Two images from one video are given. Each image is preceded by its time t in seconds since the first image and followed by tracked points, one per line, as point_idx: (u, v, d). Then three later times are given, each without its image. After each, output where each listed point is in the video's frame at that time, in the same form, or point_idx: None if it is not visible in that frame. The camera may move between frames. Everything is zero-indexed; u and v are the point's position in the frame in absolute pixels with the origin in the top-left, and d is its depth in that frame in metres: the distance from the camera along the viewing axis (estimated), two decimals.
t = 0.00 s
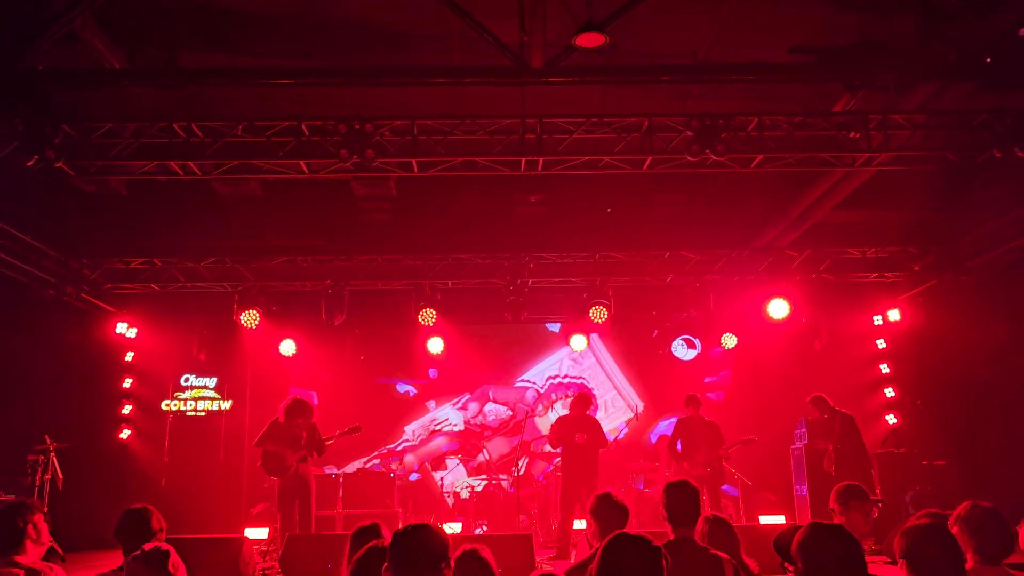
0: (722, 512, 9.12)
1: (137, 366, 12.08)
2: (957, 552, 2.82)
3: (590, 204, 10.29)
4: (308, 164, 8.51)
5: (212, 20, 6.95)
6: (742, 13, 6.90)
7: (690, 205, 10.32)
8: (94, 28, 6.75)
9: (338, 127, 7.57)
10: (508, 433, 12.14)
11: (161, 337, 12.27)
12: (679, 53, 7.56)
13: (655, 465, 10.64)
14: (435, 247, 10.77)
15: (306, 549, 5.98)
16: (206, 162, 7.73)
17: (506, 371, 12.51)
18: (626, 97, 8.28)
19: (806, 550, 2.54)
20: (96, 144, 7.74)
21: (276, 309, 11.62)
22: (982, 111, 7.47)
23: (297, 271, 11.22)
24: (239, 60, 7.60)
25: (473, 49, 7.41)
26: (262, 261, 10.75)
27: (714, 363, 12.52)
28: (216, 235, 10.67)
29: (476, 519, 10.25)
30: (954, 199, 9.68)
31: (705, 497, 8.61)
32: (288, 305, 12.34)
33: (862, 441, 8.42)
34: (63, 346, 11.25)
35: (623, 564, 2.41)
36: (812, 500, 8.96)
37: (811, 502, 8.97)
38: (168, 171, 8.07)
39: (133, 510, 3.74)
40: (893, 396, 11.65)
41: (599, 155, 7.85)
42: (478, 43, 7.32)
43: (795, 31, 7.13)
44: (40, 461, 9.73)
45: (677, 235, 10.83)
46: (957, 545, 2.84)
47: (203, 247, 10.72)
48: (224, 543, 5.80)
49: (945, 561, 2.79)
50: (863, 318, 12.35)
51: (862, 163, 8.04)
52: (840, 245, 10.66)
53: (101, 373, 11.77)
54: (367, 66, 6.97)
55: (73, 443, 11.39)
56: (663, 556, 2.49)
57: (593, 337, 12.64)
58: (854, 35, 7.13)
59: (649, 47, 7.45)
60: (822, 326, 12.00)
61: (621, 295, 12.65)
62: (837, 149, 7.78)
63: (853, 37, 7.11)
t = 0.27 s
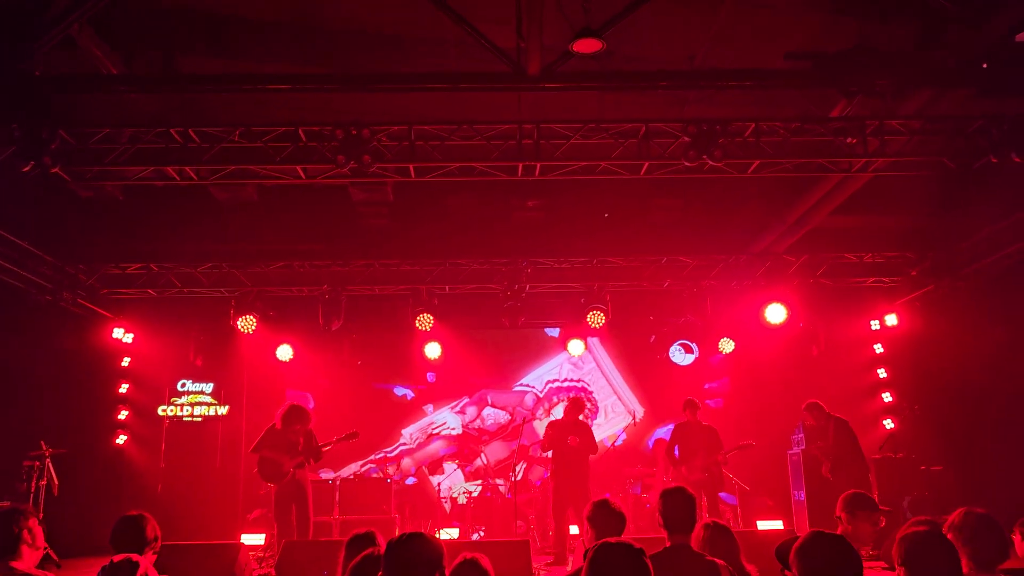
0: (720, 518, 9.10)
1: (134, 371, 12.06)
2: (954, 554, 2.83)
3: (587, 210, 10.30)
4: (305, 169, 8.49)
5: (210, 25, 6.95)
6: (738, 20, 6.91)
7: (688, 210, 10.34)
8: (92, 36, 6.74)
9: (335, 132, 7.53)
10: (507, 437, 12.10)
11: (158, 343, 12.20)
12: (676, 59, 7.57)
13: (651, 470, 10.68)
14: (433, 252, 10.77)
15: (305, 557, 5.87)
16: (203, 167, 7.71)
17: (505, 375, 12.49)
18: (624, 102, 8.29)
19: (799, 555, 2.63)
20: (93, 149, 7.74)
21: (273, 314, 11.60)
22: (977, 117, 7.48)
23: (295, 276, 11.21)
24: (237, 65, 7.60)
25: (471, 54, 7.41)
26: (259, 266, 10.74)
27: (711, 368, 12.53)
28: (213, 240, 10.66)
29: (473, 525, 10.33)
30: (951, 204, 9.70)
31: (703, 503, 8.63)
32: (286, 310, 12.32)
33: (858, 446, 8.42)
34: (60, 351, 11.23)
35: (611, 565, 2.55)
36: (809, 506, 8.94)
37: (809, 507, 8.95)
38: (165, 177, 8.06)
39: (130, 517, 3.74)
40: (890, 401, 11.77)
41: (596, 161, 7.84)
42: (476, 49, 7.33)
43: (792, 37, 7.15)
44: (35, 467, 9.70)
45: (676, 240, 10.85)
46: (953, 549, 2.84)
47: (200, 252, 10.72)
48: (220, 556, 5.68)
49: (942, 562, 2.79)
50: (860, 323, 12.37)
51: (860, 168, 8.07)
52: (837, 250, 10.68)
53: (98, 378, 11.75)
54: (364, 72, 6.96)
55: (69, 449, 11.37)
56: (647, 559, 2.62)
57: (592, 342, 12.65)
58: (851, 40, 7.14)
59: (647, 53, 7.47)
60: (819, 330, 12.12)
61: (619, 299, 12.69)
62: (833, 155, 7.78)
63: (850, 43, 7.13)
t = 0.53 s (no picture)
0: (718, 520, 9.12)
1: (133, 373, 12.07)
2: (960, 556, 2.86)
3: (586, 212, 10.31)
4: (304, 171, 8.51)
5: (209, 27, 6.95)
6: (737, 22, 6.93)
7: (687, 212, 10.34)
8: (90, 37, 6.73)
9: (334, 134, 7.56)
10: (507, 438, 12.07)
11: (159, 346, 12.26)
12: (676, 61, 7.57)
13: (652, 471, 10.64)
14: (432, 254, 10.77)
15: (303, 560, 5.84)
16: (202, 169, 7.71)
17: (506, 376, 12.48)
18: (623, 104, 8.29)
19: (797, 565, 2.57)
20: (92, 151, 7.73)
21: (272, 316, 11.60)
22: (975, 119, 7.49)
23: (294, 278, 11.21)
24: (237, 67, 7.60)
25: (470, 56, 7.42)
26: (258, 269, 10.73)
27: (710, 370, 12.54)
28: (212, 242, 10.66)
29: (473, 527, 10.30)
30: (949, 206, 9.71)
31: (702, 505, 8.60)
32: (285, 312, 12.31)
33: (857, 448, 8.42)
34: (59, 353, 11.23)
35: (611, 565, 2.55)
36: (809, 508, 8.93)
37: (809, 509, 8.94)
38: (163, 178, 8.06)
39: (122, 519, 3.79)
40: (889, 403, 11.86)
41: (595, 163, 7.84)
42: (475, 51, 7.33)
43: (791, 39, 7.16)
44: (34, 469, 9.69)
45: (676, 241, 10.85)
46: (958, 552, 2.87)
47: (199, 254, 10.72)
48: (218, 556, 5.66)
49: (943, 564, 2.82)
50: (860, 325, 12.37)
51: (858, 170, 8.06)
52: (836, 252, 10.68)
53: (97, 380, 11.75)
54: (363, 73, 6.97)
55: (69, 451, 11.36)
56: (646, 558, 2.61)
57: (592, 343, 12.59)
58: (849, 43, 7.16)
59: (646, 55, 7.47)
60: (819, 332, 12.20)
61: (619, 300, 12.69)
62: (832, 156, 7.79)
63: (848, 45, 7.14)
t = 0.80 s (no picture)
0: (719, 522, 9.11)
1: (132, 374, 12.08)
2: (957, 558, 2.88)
3: (586, 213, 10.31)
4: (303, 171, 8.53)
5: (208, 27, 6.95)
6: (736, 23, 6.93)
7: (686, 212, 10.34)
8: (89, 36, 6.73)
9: (334, 135, 7.57)
10: (508, 438, 12.06)
11: (159, 347, 12.29)
12: (676, 61, 7.57)
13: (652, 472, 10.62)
14: (432, 255, 10.77)
15: (302, 560, 5.83)
16: (201, 169, 7.71)
17: (507, 376, 12.48)
18: (623, 105, 8.30)
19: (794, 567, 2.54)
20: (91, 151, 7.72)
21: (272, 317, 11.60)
22: (975, 120, 7.49)
23: (294, 279, 11.22)
24: (236, 67, 7.60)
25: (469, 57, 7.42)
26: (257, 269, 10.72)
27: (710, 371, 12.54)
28: (211, 243, 10.66)
29: (473, 527, 10.27)
30: (949, 207, 9.71)
31: (702, 506, 8.59)
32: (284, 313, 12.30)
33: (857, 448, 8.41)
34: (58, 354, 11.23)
35: (620, 565, 2.51)
36: (809, 509, 8.92)
37: (809, 511, 8.93)
38: (163, 179, 8.06)
39: (113, 518, 3.79)
40: (890, 403, 11.76)
41: (594, 163, 7.84)
42: (475, 51, 7.33)
43: (790, 40, 7.16)
44: (33, 470, 9.69)
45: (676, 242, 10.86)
46: (957, 554, 2.88)
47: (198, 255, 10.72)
48: (216, 556, 5.65)
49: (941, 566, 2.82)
50: (860, 325, 12.36)
51: (857, 170, 8.05)
52: (836, 253, 10.68)
53: (96, 381, 11.75)
54: (363, 74, 6.97)
55: (68, 452, 11.36)
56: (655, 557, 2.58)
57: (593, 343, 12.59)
58: (848, 44, 7.16)
59: (645, 55, 7.47)
60: (819, 333, 12.23)
61: (621, 301, 12.70)
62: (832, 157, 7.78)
63: (848, 45, 7.14)
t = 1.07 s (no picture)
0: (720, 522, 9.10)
1: (132, 374, 12.12)
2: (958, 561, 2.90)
3: (587, 212, 10.30)
4: (303, 171, 8.53)
5: (208, 27, 6.95)
6: (737, 22, 6.92)
7: (687, 212, 10.32)
8: (88, 34, 6.72)
9: (334, 134, 7.55)
10: (508, 438, 12.04)
11: (159, 347, 12.35)
12: (676, 61, 7.56)
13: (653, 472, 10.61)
14: (433, 255, 10.76)
15: (302, 560, 5.82)
16: (200, 169, 7.67)
17: (507, 376, 12.46)
18: (624, 105, 8.29)
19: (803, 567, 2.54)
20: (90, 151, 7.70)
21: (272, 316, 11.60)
22: (977, 120, 7.47)
23: (294, 279, 11.21)
24: (236, 67, 7.60)
25: (470, 57, 7.41)
26: (257, 269, 10.71)
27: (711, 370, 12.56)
28: (211, 243, 10.65)
29: (474, 527, 10.25)
30: (950, 206, 9.69)
31: (704, 507, 8.56)
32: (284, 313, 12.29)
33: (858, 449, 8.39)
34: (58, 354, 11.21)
35: (628, 564, 2.51)
36: (810, 510, 8.91)
37: (809, 511, 8.91)
38: (163, 178, 8.04)
39: (108, 518, 3.79)
40: (890, 404, 11.68)
41: (595, 163, 7.82)
42: (475, 51, 7.32)
43: (791, 40, 7.15)
44: (33, 470, 9.68)
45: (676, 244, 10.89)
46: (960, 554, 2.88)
47: (198, 255, 10.72)
48: (215, 556, 5.64)
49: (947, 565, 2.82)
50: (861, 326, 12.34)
51: (858, 170, 8.03)
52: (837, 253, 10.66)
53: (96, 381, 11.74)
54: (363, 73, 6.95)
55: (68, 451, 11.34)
56: (664, 556, 2.59)
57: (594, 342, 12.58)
58: (849, 43, 7.15)
59: (645, 55, 7.46)
60: (820, 334, 12.17)
61: (621, 302, 12.71)
62: (833, 157, 7.77)
63: (849, 45, 7.13)
